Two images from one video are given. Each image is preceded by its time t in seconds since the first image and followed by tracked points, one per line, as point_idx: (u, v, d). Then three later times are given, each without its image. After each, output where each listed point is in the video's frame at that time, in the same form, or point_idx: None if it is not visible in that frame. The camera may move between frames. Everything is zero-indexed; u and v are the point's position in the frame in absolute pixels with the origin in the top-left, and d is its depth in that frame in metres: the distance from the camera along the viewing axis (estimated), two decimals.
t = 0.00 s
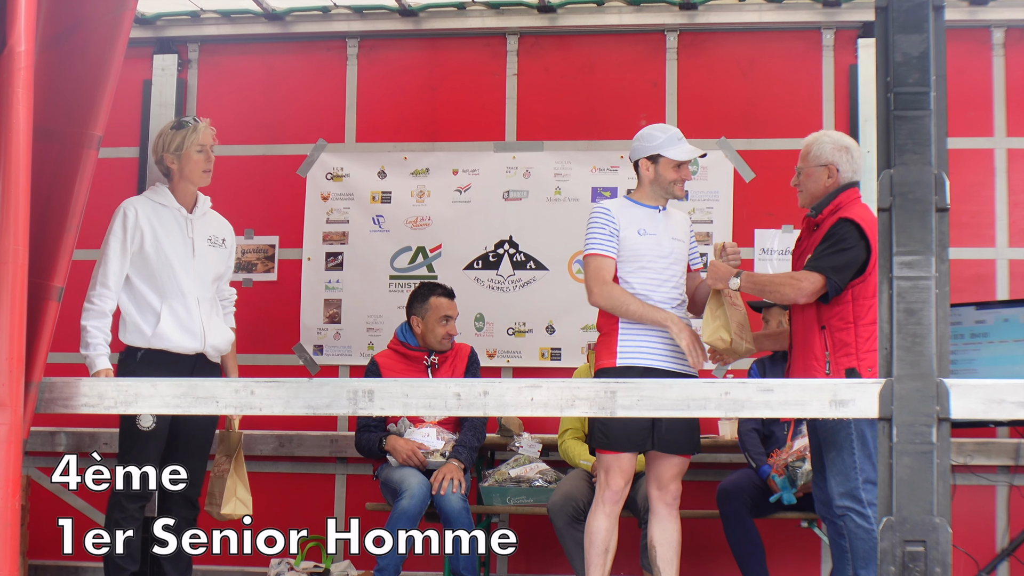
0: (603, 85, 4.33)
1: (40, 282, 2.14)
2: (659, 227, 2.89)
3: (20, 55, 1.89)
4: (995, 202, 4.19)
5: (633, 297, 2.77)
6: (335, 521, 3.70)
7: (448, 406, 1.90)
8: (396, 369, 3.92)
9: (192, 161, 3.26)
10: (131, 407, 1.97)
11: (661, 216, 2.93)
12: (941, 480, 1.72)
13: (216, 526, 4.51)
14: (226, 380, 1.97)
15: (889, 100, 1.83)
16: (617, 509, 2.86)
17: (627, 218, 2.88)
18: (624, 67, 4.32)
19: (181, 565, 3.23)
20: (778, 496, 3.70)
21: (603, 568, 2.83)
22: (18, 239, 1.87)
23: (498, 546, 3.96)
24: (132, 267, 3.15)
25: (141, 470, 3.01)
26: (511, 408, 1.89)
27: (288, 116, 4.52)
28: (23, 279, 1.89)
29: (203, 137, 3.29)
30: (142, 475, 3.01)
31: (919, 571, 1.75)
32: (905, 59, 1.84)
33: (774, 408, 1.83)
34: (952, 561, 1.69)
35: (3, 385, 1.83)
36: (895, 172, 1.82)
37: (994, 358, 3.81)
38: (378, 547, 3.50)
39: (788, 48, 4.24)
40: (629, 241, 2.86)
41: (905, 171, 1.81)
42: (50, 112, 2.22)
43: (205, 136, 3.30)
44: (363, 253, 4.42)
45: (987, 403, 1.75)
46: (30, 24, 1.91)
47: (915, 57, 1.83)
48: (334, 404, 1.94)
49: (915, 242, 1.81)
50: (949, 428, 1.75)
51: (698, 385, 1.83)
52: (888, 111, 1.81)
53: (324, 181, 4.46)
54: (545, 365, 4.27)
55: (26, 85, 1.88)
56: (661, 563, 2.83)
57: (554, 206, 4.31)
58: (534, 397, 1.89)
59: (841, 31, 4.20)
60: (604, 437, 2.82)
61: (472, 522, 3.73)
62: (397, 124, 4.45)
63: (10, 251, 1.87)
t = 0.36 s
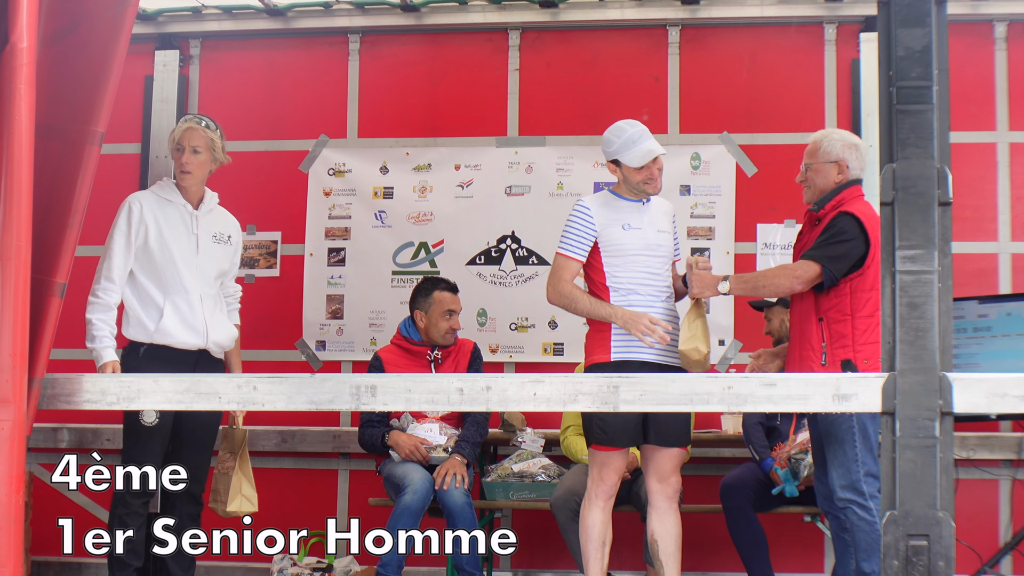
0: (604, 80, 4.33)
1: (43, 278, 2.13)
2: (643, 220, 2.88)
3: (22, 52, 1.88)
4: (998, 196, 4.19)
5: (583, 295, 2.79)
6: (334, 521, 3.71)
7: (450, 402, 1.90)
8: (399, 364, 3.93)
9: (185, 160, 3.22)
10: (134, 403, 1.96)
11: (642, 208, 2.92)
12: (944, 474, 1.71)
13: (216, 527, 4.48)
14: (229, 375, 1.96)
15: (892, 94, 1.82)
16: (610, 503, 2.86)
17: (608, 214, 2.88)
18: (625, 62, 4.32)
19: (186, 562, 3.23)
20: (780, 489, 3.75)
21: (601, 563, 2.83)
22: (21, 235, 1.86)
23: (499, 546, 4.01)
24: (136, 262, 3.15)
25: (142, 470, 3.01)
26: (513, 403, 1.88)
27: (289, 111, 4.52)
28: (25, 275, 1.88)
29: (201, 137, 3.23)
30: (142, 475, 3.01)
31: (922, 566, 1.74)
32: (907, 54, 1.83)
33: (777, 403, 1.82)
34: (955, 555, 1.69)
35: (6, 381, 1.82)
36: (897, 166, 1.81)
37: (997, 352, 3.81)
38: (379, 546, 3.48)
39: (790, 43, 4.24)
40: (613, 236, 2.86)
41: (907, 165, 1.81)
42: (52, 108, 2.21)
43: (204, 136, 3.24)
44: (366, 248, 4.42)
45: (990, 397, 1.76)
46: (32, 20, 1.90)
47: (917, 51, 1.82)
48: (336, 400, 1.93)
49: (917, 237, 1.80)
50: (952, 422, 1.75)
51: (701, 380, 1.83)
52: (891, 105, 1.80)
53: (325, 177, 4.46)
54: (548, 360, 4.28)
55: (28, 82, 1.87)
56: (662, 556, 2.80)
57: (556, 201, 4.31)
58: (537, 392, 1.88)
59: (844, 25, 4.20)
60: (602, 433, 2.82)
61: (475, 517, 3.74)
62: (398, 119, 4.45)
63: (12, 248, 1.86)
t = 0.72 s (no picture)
0: (604, 74, 4.33)
1: (45, 273, 2.13)
2: (630, 215, 2.88)
3: (23, 47, 1.88)
4: (998, 189, 4.19)
5: (580, 289, 2.80)
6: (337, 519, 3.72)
7: (451, 396, 1.89)
8: (400, 359, 3.93)
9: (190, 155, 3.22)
10: (135, 398, 1.95)
11: (631, 201, 2.91)
12: (945, 467, 1.71)
13: (216, 527, 4.46)
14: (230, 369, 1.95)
15: (891, 87, 1.82)
16: (606, 498, 2.87)
17: (595, 211, 2.89)
18: (625, 56, 4.32)
19: (188, 559, 3.23)
20: (783, 480, 3.75)
21: (599, 557, 2.82)
22: (22, 229, 1.85)
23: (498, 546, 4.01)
24: (137, 256, 3.15)
25: (141, 470, 3.02)
26: (514, 397, 1.87)
27: (289, 106, 4.52)
28: (27, 270, 1.87)
29: (207, 134, 3.23)
30: (142, 474, 3.02)
31: (923, 558, 1.74)
32: (907, 47, 1.83)
33: (778, 396, 1.81)
34: (956, 548, 1.69)
35: (8, 376, 1.82)
36: (898, 160, 1.81)
37: (996, 344, 3.80)
38: (379, 547, 3.51)
39: (789, 36, 4.24)
40: (599, 232, 2.87)
41: (907, 158, 1.80)
42: (53, 103, 2.21)
43: (210, 132, 3.24)
44: (366, 243, 4.42)
45: (992, 390, 1.75)
46: (33, 15, 1.90)
47: (918, 44, 1.82)
48: (337, 394, 1.92)
49: (918, 229, 1.80)
50: (953, 416, 1.74)
51: (702, 373, 1.82)
52: (891, 98, 1.80)
53: (326, 172, 4.46)
54: (549, 354, 4.28)
55: (29, 77, 1.87)
56: (665, 551, 2.77)
57: (556, 195, 4.31)
58: (537, 386, 1.87)
59: (844, 18, 4.20)
60: (589, 429, 2.84)
61: (476, 511, 3.73)
62: (397, 114, 4.45)
63: (14, 242, 1.85)
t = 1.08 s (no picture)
0: (601, 70, 4.33)
1: (42, 269, 2.13)
2: (623, 212, 2.87)
3: (19, 42, 1.87)
4: (995, 185, 4.19)
5: (570, 286, 2.83)
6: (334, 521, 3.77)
7: (448, 391, 1.88)
8: (396, 353, 3.93)
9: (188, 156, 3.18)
10: (132, 395, 1.94)
11: (626, 199, 2.91)
12: (942, 463, 1.71)
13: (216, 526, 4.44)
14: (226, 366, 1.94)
15: (888, 83, 1.83)
16: (599, 495, 2.87)
17: (589, 208, 2.89)
18: (622, 52, 4.32)
19: (186, 557, 3.22)
20: (779, 475, 3.73)
21: (595, 554, 2.82)
22: (19, 225, 1.85)
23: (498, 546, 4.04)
24: (133, 257, 3.16)
25: (141, 470, 3.03)
26: (511, 393, 1.87)
27: (285, 103, 4.52)
28: (24, 266, 1.87)
29: (207, 135, 3.19)
30: (142, 475, 3.03)
31: (920, 552, 1.74)
32: (903, 42, 1.83)
33: (775, 392, 1.81)
34: (952, 544, 1.69)
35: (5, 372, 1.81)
36: (894, 155, 1.81)
37: (992, 340, 3.80)
38: (378, 546, 3.51)
39: (786, 31, 4.24)
40: (592, 230, 2.87)
41: (904, 153, 1.80)
42: (50, 100, 2.21)
43: (210, 134, 3.20)
44: (363, 240, 4.42)
45: (988, 386, 1.74)
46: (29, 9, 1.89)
47: (914, 40, 1.82)
48: (334, 391, 1.91)
49: (915, 225, 1.79)
50: (950, 412, 1.73)
51: (698, 369, 1.81)
52: (888, 95, 1.79)
53: (322, 168, 4.46)
54: (546, 350, 4.29)
55: (25, 73, 1.86)
56: (682, 540, 2.80)
57: (552, 191, 4.31)
58: (535, 381, 1.87)
59: (840, 14, 4.20)
60: (584, 425, 2.85)
61: (474, 507, 3.73)
62: (394, 110, 4.44)
63: (11, 238, 1.84)
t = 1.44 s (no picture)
0: (595, 70, 4.33)
1: (35, 268, 2.13)
2: (643, 210, 2.87)
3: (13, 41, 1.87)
4: (988, 184, 4.19)
5: (585, 284, 2.86)
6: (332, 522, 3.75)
7: (442, 391, 1.87)
8: (392, 352, 3.94)
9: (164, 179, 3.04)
10: (126, 395, 1.94)
11: (645, 197, 2.90)
12: (936, 462, 1.71)
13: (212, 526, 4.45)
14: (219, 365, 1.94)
15: (882, 81, 1.83)
16: (608, 492, 2.88)
17: (608, 205, 2.90)
18: (616, 52, 4.32)
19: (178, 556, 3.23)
20: (772, 477, 3.72)
21: (597, 552, 2.83)
22: (12, 225, 1.84)
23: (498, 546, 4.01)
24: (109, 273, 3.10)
25: (141, 470, 3.02)
26: (505, 392, 1.87)
27: (280, 103, 4.52)
28: (17, 266, 1.86)
29: (183, 159, 3.04)
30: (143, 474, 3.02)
31: (914, 551, 1.74)
32: (897, 41, 1.83)
33: (769, 391, 1.80)
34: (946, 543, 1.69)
35: None
36: (888, 154, 1.81)
37: (986, 340, 3.81)
38: (378, 546, 3.48)
39: (780, 31, 4.24)
40: (610, 228, 2.88)
41: (898, 152, 1.81)
42: (42, 98, 2.20)
43: (187, 157, 3.05)
44: (358, 240, 4.42)
45: (981, 384, 1.72)
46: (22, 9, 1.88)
47: (908, 38, 1.82)
48: (328, 390, 1.91)
49: (909, 223, 1.80)
50: (944, 410, 1.73)
51: (693, 368, 1.80)
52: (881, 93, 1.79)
53: (317, 168, 4.45)
54: (539, 350, 4.28)
55: (19, 72, 1.85)
56: (683, 547, 2.82)
57: (546, 191, 4.32)
58: (528, 381, 1.86)
59: (834, 13, 4.20)
60: (592, 423, 2.87)
61: (469, 506, 3.72)
62: (388, 109, 4.44)
63: (4, 238, 1.84)
